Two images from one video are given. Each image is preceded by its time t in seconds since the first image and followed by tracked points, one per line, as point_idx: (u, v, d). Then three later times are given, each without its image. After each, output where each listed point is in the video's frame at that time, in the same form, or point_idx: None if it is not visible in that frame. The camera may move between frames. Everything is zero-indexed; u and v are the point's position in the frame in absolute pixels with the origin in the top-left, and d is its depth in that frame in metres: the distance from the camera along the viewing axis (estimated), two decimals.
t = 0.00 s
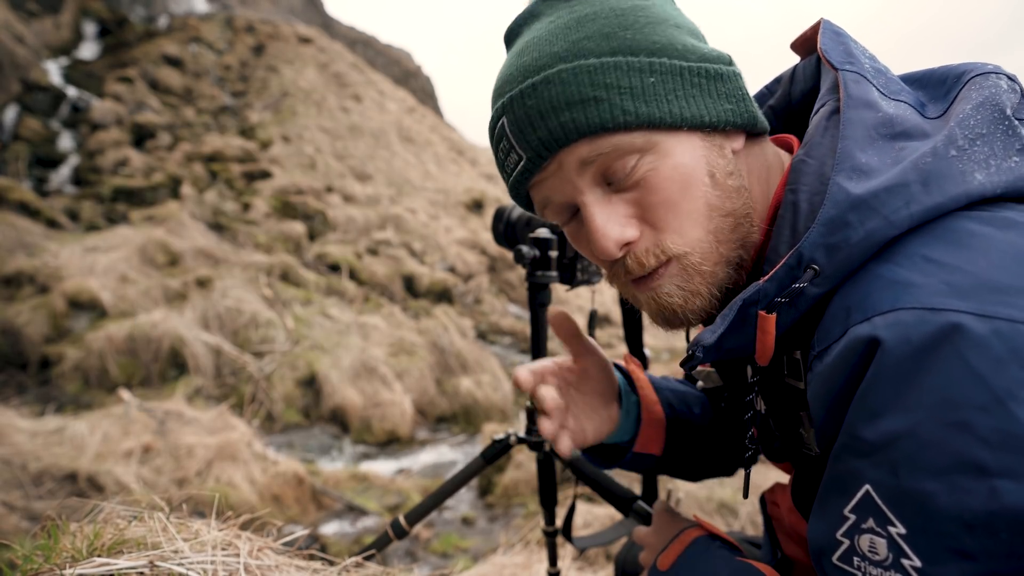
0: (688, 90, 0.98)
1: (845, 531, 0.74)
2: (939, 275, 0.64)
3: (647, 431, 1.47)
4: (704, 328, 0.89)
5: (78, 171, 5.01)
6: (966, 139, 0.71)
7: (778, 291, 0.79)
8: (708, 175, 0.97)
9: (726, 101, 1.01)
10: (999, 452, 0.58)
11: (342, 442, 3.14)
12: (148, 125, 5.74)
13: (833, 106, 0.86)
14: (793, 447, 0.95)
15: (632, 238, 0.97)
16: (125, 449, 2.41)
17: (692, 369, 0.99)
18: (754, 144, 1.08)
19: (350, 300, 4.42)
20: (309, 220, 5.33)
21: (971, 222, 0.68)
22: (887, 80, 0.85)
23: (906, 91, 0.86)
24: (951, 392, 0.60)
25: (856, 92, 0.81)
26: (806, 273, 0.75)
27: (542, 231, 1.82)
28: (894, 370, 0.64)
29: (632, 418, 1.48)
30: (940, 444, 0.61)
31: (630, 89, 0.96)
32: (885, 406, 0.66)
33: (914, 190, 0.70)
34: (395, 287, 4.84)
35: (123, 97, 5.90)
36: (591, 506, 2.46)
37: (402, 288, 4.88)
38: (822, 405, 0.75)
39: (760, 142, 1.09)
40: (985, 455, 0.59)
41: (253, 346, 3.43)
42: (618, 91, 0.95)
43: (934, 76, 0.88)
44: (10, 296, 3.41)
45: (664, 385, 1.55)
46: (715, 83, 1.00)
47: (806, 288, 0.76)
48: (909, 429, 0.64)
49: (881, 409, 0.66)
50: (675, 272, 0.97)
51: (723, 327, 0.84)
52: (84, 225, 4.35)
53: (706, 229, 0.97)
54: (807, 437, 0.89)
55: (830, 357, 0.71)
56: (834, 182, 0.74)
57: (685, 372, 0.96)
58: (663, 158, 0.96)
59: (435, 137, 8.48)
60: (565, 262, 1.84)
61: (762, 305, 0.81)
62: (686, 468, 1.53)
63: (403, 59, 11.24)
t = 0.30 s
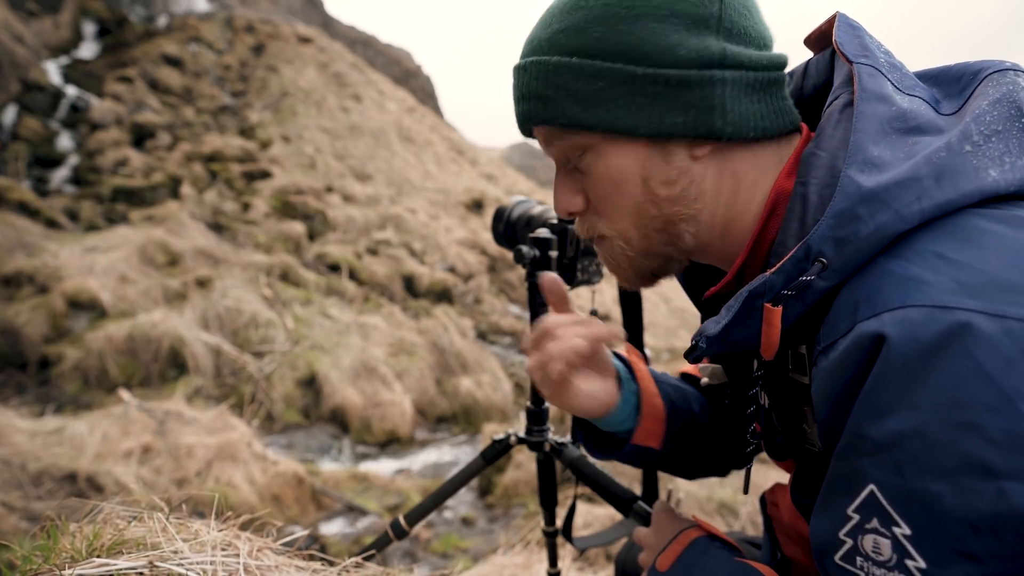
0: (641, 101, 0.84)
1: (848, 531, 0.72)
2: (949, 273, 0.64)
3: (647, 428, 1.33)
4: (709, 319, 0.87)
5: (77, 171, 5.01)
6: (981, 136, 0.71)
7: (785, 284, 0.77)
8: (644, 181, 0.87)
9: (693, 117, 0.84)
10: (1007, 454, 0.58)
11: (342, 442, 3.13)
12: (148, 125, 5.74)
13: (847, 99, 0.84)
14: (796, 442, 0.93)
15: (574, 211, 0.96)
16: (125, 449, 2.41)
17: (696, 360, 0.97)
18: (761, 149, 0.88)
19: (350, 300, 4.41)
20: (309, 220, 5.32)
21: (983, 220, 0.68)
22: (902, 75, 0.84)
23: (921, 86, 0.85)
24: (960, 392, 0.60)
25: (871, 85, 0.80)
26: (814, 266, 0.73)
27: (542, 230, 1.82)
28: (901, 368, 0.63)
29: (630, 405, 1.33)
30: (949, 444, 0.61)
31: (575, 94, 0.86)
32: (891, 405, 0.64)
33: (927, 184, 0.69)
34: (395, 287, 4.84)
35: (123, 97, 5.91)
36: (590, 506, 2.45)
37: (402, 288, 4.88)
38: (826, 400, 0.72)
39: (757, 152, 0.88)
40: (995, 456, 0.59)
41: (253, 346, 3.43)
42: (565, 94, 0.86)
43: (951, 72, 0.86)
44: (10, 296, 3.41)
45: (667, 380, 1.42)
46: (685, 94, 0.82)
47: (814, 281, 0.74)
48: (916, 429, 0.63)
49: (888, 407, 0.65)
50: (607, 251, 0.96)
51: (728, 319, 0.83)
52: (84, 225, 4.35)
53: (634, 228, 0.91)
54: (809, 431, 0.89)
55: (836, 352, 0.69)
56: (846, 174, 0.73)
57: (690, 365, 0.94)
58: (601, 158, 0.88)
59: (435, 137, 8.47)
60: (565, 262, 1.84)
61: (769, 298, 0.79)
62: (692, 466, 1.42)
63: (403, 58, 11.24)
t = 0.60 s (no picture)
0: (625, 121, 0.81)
1: (843, 529, 0.70)
2: (941, 273, 0.63)
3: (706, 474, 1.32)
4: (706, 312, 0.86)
5: (76, 171, 5.00)
6: (977, 140, 0.70)
7: (780, 281, 0.76)
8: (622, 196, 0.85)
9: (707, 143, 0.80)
10: (998, 451, 0.57)
11: (342, 442, 3.12)
12: (147, 124, 5.73)
13: (848, 102, 0.82)
14: (796, 437, 0.92)
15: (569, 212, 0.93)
16: (124, 450, 2.40)
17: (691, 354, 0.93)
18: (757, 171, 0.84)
19: (350, 300, 4.40)
20: (309, 220, 5.31)
21: (978, 224, 0.67)
22: (906, 80, 0.83)
23: (925, 91, 0.84)
24: (950, 390, 0.59)
25: (871, 90, 0.79)
26: (809, 264, 0.72)
27: (541, 231, 1.81)
28: (890, 366, 0.62)
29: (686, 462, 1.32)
30: (940, 441, 0.60)
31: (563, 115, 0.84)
32: (884, 403, 0.63)
33: (920, 187, 0.68)
34: (395, 287, 4.83)
35: (122, 97, 5.91)
36: (591, 507, 2.45)
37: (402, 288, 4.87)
38: (819, 397, 0.71)
39: (751, 174, 0.83)
40: (985, 453, 0.58)
41: (253, 346, 3.41)
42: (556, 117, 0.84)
43: (956, 78, 0.84)
44: (8, 296, 3.40)
45: (709, 411, 1.39)
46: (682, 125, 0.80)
47: (809, 278, 0.73)
48: (908, 427, 0.61)
49: (879, 406, 0.63)
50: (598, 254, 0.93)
51: (723, 313, 0.83)
52: (83, 225, 4.34)
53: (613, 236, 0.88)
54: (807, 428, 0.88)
55: (829, 350, 0.68)
56: (843, 176, 0.72)
57: (687, 359, 0.92)
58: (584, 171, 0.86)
59: (434, 137, 8.46)
60: (565, 262, 1.84)
61: (764, 294, 0.78)
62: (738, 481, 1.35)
63: (403, 58, 11.23)
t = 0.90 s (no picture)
0: (738, 36, 0.97)
1: (845, 520, 0.71)
2: (942, 264, 0.63)
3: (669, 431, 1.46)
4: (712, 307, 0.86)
5: (77, 171, 5.01)
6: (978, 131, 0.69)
7: (786, 274, 0.78)
8: (753, 122, 0.96)
9: (770, 59, 1.00)
10: (997, 440, 0.57)
11: (342, 442, 3.12)
12: (148, 125, 5.74)
13: (850, 95, 0.84)
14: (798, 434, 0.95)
15: (675, 171, 0.93)
16: (125, 449, 2.40)
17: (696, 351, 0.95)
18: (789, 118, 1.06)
19: (350, 300, 4.41)
20: (309, 220, 5.32)
21: (980, 215, 0.65)
22: (906, 73, 0.83)
23: (924, 84, 0.84)
24: (949, 380, 0.59)
25: (872, 83, 0.79)
26: (814, 256, 0.73)
27: (541, 231, 1.81)
28: (890, 357, 0.62)
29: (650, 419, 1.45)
30: (939, 431, 0.60)
31: (690, 22, 0.94)
32: (885, 394, 0.63)
33: (923, 178, 0.68)
34: (395, 287, 4.83)
35: (123, 97, 5.93)
36: (591, 506, 2.45)
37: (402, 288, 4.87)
38: (821, 387, 0.72)
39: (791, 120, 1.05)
40: (984, 442, 0.57)
41: (253, 346, 3.42)
42: (680, 21, 0.93)
43: (953, 70, 0.85)
44: (9, 296, 3.41)
45: (684, 379, 1.53)
46: (767, 41, 1.01)
47: (815, 271, 0.75)
48: (908, 417, 0.62)
49: (881, 396, 0.64)
50: (717, 214, 0.93)
51: (732, 308, 0.82)
52: (83, 225, 4.35)
53: (748, 175, 0.94)
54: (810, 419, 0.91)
55: (831, 340, 0.69)
56: (846, 168, 0.73)
57: (692, 354, 0.93)
58: (711, 97, 0.94)
59: (435, 137, 8.47)
60: (565, 262, 1.84)
61: (770, 288, 0.79)
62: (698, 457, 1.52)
63: (404, 58, 11.25)
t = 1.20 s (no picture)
0: (720, 55, 0.97)
1: (841, 526, 0.72)
2: (932, 270, 0.63)
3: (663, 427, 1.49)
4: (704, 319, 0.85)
5: (77, 171, 5.01)
6: (966, 136, 0.69)
7: (777, 283, 0.78)
8: (733, 140, 0.96)
9: (753, 74, 1.00)
10: (989, 444, 0.56)
11: (342, 442, 3.12)
12: (148, 125, 5.75)
13: (836, 101, 0.85)
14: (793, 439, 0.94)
15: (653, 193, 0.95)
16: (125, 449, 2.40)
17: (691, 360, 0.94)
18: (773, 128, 1.07)
19: (350, 300, 4.41)
20: (309, 220, 5.32)
21: (969, 219, 0.66)
22: (892, 75, 0.83)
23: (911, 85, 0.84)
24: (941, 385, 0.59)
25: (860, 87, 0.79)
26: (804, 266, 0.74)
27: (541, 231, 1.81)
28: (882, 363, 0.63)
29: (648, 412, 1.49)
30: (932, 436, 0.60)
31: (667, 45, 0.94)
32: (878, 400, 0.64)
33: (911, 186, 0.68)
34: (395, 287, 4.83)
35: (123, 97, 5.95)
36: (591, 506, 2.46)
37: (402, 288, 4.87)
38: (816, 394, 0.73)
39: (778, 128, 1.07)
40: (977, 446, 0.57)
41: (253, 346, 3.42)
42: (656, 44, 0.93)
43: (940, 70, 0.85)
44: (10, 296, 3.41)
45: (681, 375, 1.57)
46: (748, 56, 1.00)
47: (805, 280, 0.75)
48: (902, 423, 0.62)
49: (874, 403, 0.64)
50: (693, 232, 0.95)
51: (723, 319, 0.81)
52: (84, 225, 4.35)
53: (726, 193, 0.95)
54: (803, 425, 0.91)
55: (824, 348, 0.69)
56: (834, 177, 0.74)
57: (685, 364, 0.93)
58: (691, 119, 0.95)
59: (435, 137, 8.48)
60: (565, 262, 1.85)
61: (761, 298, 0.79)
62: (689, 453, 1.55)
63: (403, 58, 11.27)
